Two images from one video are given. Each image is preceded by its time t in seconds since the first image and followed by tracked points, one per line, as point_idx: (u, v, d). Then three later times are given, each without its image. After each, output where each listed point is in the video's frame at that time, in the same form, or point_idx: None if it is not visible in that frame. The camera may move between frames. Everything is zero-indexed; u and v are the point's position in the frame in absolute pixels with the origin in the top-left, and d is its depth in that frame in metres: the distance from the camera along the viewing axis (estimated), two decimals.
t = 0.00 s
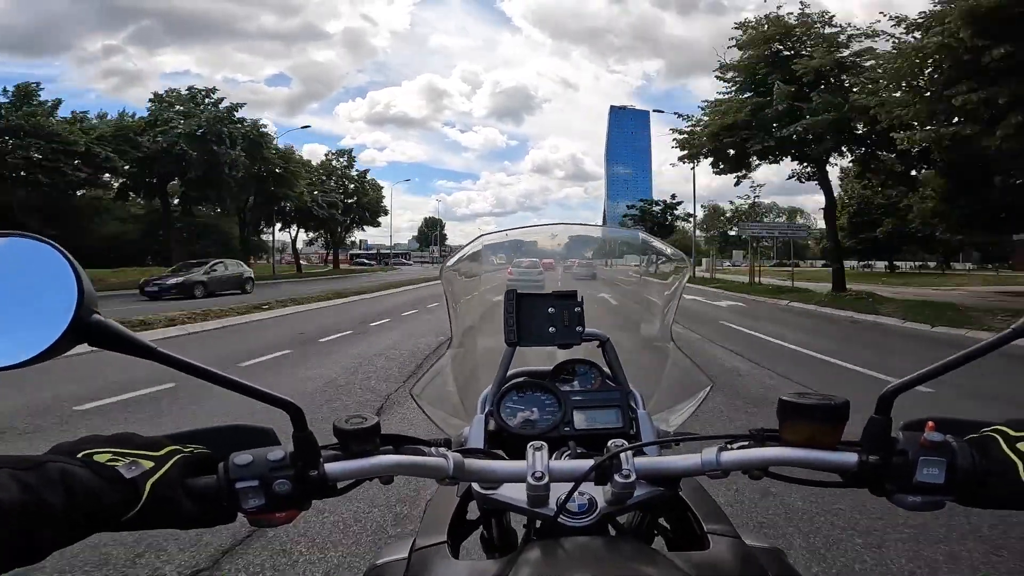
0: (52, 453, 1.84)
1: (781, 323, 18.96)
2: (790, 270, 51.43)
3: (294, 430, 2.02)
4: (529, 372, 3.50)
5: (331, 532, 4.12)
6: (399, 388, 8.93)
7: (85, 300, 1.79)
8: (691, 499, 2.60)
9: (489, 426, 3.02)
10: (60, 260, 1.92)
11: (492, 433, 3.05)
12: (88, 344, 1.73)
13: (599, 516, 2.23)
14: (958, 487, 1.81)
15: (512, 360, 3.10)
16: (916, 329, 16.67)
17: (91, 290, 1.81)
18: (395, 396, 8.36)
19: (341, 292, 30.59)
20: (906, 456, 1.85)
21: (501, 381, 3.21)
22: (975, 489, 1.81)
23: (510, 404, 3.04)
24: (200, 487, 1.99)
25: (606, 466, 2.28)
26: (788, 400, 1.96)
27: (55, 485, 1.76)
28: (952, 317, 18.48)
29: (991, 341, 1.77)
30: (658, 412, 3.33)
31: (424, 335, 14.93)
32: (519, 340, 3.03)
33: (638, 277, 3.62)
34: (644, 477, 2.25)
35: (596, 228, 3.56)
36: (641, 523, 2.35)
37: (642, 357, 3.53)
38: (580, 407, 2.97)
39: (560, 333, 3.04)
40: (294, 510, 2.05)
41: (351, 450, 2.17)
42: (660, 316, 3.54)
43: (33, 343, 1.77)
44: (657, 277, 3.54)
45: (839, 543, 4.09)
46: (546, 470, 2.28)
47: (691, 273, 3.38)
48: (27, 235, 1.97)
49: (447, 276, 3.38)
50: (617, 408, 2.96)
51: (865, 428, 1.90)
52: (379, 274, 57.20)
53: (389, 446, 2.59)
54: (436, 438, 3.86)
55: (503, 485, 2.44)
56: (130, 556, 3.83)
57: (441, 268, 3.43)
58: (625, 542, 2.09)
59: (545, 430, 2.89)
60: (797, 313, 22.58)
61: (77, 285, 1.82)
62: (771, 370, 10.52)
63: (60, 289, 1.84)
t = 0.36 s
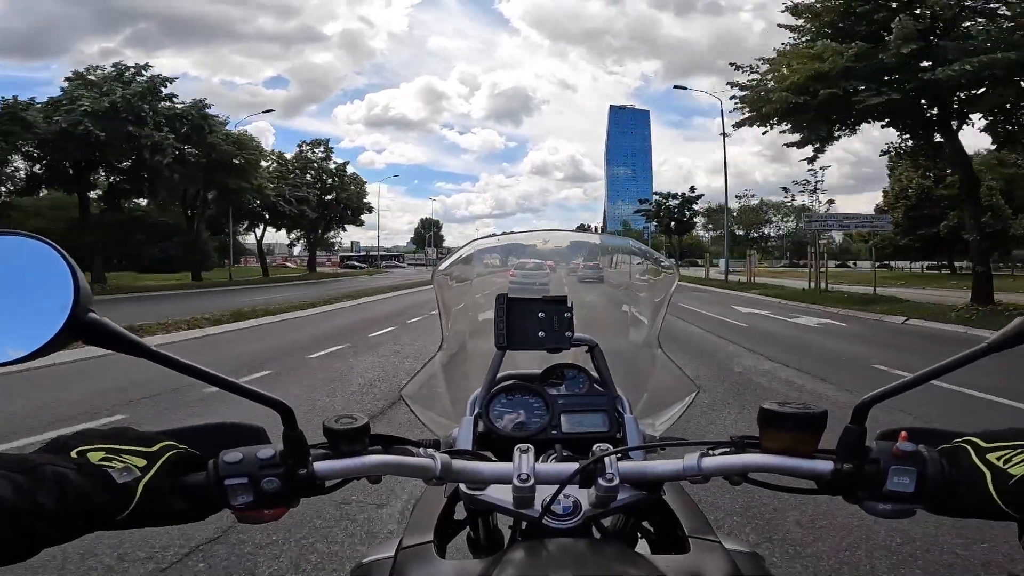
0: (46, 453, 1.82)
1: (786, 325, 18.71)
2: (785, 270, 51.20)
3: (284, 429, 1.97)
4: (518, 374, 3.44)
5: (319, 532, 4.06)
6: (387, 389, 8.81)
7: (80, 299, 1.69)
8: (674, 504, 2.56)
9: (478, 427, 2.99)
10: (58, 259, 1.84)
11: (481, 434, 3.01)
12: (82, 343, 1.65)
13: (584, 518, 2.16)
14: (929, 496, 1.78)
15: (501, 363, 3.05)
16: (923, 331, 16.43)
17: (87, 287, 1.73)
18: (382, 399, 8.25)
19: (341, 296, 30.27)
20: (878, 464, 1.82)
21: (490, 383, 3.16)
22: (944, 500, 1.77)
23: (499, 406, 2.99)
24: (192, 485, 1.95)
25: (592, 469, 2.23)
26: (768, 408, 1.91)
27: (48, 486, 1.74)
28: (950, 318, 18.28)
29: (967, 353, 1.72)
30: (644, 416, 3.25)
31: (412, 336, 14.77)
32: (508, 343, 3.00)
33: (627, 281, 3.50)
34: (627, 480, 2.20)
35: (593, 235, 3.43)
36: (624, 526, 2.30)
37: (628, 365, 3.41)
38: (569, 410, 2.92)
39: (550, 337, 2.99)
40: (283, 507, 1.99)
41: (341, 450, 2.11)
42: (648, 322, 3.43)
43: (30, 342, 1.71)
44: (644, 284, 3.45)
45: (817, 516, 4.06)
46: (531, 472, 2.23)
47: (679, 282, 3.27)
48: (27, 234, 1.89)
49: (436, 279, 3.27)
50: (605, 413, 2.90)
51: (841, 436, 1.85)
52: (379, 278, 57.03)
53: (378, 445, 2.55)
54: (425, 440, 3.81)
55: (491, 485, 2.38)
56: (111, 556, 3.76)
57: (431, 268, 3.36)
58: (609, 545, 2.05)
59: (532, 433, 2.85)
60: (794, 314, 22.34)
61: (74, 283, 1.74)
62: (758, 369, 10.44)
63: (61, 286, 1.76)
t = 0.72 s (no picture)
0: (35, 441, 1.79)
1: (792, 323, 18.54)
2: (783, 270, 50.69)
3: (272, 424, 1.93)
4: (511, 376, 3.40)
5: (310, 529, 4.03)
6: (376, 390, 8.70)
7: (75, 289, 1.66)
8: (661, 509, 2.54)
9: (470, 428, 2.96)
10: (53, 247, 1.80)
11: (472, 435, 2.99)
12: (74, 332, 1.62)
13: (570, 521, 2.13)
14: (913, 508, 1.76)
15: (494, 365, 3.03)
16: (929, 330, 16.25)
17: (82, 276, 1.69)
18: (371, 399, 8.14)
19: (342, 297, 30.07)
20: (863, 475, 1.79)
21: (483, 384, 3.12)
22: (928, 511, 1.75)
23: (491, 407, 2.96)
24: (177, 478, 1.92)
25: (579, 473, 2.21)
26: (757, 416, 1.89)
27: (35, 473, 1.72)
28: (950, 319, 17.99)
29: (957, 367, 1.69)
30: (637, 421, 3.21)
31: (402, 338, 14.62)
32: (501, 345, 2.97)
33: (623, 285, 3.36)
34: (615, 485, 2.17)
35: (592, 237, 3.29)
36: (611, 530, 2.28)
37: (623, 371, 3.35)
38: (562, 413, 2.89)
39: (543, 341, 2.95)
40: (268, 502, 1.96)
41: (329, 446, 2.08)
42: (642, 327, 3.33)
43: (22, 329, 1.67)
44: (638, 288, 3.32)
45: (797, 518, 4.05)
46: (519, 474, 2.20)
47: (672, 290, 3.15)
48: (26, 224, 1.85)
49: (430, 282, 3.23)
50: (596, 416, 2.88)
51: (827, 447, 1.84)
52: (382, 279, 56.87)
53: (367, 442, 2.52)
54: (419, 438, 3.79)
55: (478, 486, 2.33)
56: (101, 552, 3.73)
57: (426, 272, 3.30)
58: (595, 548, 2.02)
59: (524, 435, 2.83)
60: (791, 313, 22.07)
61: (67, 271, 1.70)
62: (749, 369, 10.34)
63: (55, 275, 1.73)
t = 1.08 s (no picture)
0: (37, 437, 1.77)
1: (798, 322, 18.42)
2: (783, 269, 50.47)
3: (275, 424, 1.91)
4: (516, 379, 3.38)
5: (311, 530, 4.00)
6: (378, 391, 8.64)
7: (80, 288, 1.63)
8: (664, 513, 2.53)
9: (474, 431, 2.95)
10: (57, 246, 1.77)
11: (476, 437, 2.96)
12: (78, 331, 1.59)
13: (574, 526, 2.10)
14: (923, 512, 1.75)
15: (499, 367, 3.00)
16: (936, 329, 16.13)
17: (87, 275, 1.67)
18: (373, 400, 8.09)
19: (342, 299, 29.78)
20: (872, 480, 1.78)
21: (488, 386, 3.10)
22: (938, 514, 1.74)
23: (495, 410, 2.94)
24: (178, 476, 1.89)
25: (584, 476, 2.18)
26: (765, 419, 1.88)
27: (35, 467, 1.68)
28: (954, 319, 17.88)
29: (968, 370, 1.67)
30: (641, 424, 3.13)
31: (403, 339, 14.51)
32: (506, 347, 2.92)
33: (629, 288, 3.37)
34: (620, 489, 2.15)
35: (590, 236, 3.36)
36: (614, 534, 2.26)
37: (627, 372, 3.29)
38: (566, 416, 2.87)
39: (548, 343, 2.93)
40: (269, 503, 1.93)
41: (332, 448, 2.05)
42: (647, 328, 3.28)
43: (25, 328, 1.64)
44: (644, 290, 3.30)
45: (809, 524, 4.01)
46: (523, 476, 2.17)
47: (679, 291, 3.11)
48: (28, 223, 1.82)
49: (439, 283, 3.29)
50: (601, 420, 2.86)
51: (837, 450, 1.82)
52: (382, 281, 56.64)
53: (370, 444, 2.49)
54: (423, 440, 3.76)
55: (483, 488, 2.30)
56: (102, 549, 3.72)
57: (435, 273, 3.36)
58: (598, 552, 1.99)
59: (527, 438, 2.81)
60: (795, 312, 21.91)
61: (73, 269, 1.68)
62: (752, 370, 10.28)
63: (59, 273, 1.70)
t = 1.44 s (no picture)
0: (39, 438, 1.75)
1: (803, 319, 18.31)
2: (784, 267, 50.11)
3: (276, 424, 1.91)
4: (517, 377, 3.38)
5: (313, 530, 3.98)
6: (380, 392, 8.60)
7: (80, 290, 1.63)
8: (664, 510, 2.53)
9: (476, 429, 2.94)
10: (59, 251, 1.76)
11: (478, 436, 2.95)
12: (81, 333, 1.58)
13: (575, 524, 2.10)
14: (926, 510, 1.74)
15: (500, 366, 2.99)
16: (943, 326, 16.04)
17: (87, 276, 1.66)
18: (376, 400, 8.06)
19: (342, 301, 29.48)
20: (874, 477, 1.77)
21: (489, 385, 3.11)
22: (939, 509, 1.74)
23: (497, 408, 2.94)
24: (180, 476, 1.88)
25: (584, 474, 2.18)
26: (766, 417, 1.87)
27: (37, 467, 1.67)
28: (959, 316, 17.73)
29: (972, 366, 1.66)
30: (643, 422, 3.16)
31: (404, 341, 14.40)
32: (507, 346, 2.92)
33: (627, 287, 3.37)
34: (620, 487, 2.14)
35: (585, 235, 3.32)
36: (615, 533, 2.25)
37: (628, 370, 3.32)
38: (568, 414, 2.87)
39: (548, 342, 2.93)
40: (270, 503, 1.93)
41: (333, 447, 2.04)
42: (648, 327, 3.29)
43: (24, 330, 1.63)
44: (644, 289, 3.31)
45: (808, 521, 4.03)
46: (524, 475, 2.15)
47: (681, 288, 3.11)
48: (30, 226, 1.81)
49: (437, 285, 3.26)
50: (602, 418, 2.86)
51: (838, 448, 1.82)
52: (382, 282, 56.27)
53: (371, 443, 2.48)
54: (426, 438, 3.75)
55: (484, 488, 2.29)
56: (107, 549, 3.72)
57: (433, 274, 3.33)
58: (599, 550, 1.98)
59: (528, 436, 2.81)
60: (799, 311, 21.72)
61: (73, 273, 1.67)
62: (756, 367, 10.20)
63: (60, 277, 1.69)
